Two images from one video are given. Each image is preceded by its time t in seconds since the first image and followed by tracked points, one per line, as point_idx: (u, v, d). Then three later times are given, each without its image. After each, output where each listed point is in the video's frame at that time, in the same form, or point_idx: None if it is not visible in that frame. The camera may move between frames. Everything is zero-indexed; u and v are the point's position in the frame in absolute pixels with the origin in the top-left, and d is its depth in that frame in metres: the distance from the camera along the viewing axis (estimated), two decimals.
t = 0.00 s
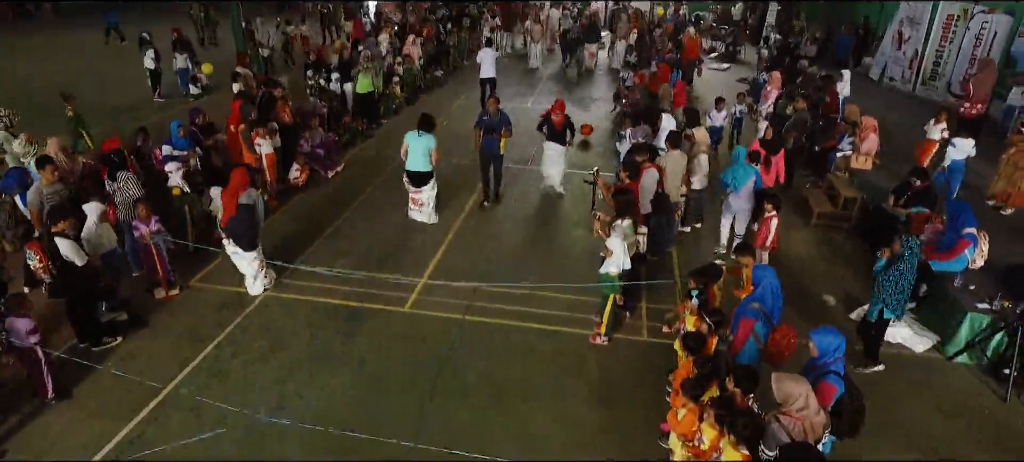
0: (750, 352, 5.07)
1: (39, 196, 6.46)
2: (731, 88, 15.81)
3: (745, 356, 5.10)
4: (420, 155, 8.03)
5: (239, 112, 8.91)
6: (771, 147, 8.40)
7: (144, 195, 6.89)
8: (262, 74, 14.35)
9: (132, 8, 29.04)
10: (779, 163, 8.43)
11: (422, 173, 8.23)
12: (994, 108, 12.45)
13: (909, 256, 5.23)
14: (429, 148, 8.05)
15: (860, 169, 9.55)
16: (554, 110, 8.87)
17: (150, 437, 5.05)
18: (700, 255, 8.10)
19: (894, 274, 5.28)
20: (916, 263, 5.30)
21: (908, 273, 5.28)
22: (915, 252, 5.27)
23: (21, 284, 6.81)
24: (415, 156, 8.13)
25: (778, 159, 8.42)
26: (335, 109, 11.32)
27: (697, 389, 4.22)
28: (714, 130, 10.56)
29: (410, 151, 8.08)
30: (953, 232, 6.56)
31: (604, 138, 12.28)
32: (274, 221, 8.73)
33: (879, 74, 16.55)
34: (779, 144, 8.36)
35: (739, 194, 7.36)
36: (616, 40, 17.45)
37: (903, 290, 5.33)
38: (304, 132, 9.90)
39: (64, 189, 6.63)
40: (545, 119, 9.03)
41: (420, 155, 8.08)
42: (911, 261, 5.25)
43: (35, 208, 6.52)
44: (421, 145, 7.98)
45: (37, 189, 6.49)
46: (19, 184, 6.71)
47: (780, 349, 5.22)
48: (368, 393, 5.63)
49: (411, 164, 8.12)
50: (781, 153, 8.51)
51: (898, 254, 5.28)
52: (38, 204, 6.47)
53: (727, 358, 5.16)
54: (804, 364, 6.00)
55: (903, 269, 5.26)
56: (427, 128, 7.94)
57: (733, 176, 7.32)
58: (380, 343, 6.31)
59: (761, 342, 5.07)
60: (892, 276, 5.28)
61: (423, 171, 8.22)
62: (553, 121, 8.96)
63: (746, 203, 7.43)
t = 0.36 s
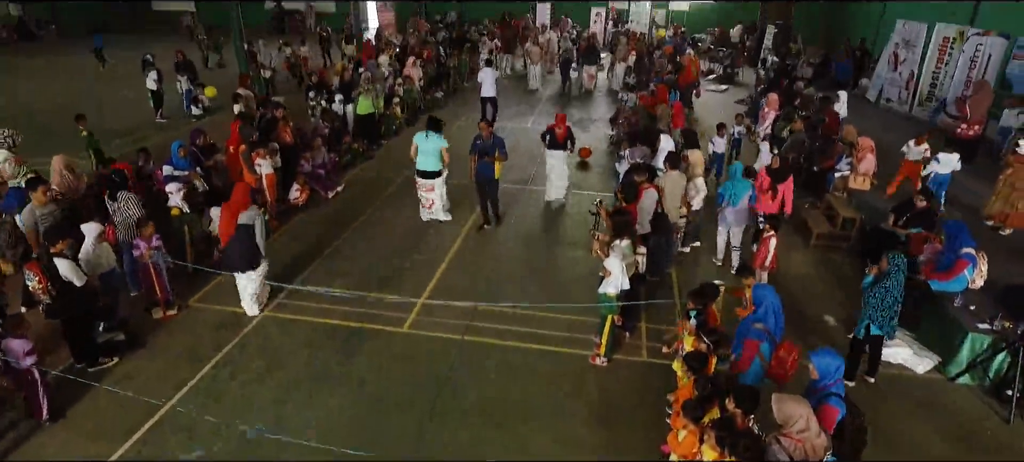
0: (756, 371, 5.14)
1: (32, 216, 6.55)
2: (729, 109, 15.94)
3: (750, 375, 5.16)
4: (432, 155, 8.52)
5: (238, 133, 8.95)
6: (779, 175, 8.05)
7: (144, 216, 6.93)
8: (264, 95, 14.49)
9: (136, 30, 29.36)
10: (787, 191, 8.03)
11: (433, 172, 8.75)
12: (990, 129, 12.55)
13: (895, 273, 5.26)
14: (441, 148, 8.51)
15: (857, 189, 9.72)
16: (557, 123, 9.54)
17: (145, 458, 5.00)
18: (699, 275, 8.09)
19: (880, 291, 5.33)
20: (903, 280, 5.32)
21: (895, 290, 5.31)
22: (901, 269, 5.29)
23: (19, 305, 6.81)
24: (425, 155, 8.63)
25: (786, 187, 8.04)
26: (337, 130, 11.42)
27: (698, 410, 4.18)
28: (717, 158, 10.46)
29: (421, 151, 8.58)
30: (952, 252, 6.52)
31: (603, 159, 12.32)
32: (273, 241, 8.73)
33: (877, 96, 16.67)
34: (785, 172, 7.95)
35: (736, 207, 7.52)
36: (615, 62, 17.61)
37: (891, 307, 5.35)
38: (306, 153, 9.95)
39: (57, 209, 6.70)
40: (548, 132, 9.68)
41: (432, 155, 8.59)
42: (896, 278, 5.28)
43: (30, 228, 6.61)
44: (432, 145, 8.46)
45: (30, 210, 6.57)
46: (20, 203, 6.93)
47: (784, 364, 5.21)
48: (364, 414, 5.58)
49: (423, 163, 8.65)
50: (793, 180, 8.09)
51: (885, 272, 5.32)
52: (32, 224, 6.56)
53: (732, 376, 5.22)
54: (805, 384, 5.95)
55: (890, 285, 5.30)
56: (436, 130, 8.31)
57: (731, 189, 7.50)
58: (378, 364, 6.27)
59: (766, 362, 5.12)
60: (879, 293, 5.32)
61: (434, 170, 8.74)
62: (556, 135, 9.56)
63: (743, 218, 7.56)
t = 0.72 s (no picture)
0: (761, 397, 5.09)
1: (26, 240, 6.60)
2: (727, 130, 16.05)
3: (755, 400, 5.11)
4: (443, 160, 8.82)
5: (240, 155, 9.03)
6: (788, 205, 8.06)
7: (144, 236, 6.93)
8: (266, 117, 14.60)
9: (140, 52, 29.69)
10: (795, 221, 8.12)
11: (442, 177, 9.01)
12: (987, 150, 12.62)
13: (884, 293, 5.32)
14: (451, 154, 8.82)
15: (856, 210, 9.88)
16: (558, 139, 10.26)
17: None
18: (699, 295, 8.07)
19: (867, 310, 5.40)
20: (893, 298, 5.36)
21: (883, 310, 5.36)
22: (891, 289, 5.33)
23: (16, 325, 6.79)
24: (434, 160, 8.90)
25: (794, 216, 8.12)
26: (338, 151, 11.51)
27: (699, 431, 4.16)
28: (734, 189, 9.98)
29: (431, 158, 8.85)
30: (950, 273, 6.62)
31: (603, 180, 12.37)
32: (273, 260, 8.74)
33: (874, 117, 16.77)
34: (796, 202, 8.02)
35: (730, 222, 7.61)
36: (614, 84, 17.78)
37: (879, 327, 5.39)
38: (306, 174, 10.00)
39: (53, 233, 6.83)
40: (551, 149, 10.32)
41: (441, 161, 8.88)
42: (886, 297, 5.33)
43: (27, 251, 6.59)
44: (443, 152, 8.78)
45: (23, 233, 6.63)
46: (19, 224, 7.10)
47: (789, 388, 5.15)
48: (362, 435, 5.53)
49: (433, 168, 8.91)
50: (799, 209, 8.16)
51: (874, 291, 5.39)
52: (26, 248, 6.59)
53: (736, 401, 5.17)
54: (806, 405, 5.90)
55: (877, 304, 5.36)
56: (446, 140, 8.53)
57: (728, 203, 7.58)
58: (376, 384, 6.23)
59: (772, 385, 5.06)
60: (866, 311, 5.38)
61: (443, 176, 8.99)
62: (559, 150, 10.23)
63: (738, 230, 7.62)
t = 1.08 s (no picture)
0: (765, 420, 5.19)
1: (26, 262, 6.57)
2: (727, 152, 16.15)
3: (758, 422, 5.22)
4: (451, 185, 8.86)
5: (242, 177, 9.08)
6: (798, 238, 6.95)
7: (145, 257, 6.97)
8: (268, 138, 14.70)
9: (144, 76, 29.94)
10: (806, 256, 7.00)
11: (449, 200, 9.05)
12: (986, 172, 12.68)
13: (885, 315, 5.35)
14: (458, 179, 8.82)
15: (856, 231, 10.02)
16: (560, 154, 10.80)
17: None
18: (700, 316, 8.05)
19: (867, 332, 5.41)
20: (895, 321, 5.38)
21: (883, 332, 5.36)
22: (891, 310, 5.38)
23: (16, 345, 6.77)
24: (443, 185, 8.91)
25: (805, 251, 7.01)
26: (340, 173, 11.59)
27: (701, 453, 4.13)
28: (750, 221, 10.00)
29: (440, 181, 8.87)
30: (950, 294, 6.57)
31: (603, 201, 12.42)
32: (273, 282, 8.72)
33: (873, 139, 16.85)
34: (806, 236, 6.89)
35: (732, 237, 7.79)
36: (614, 107, 17.94)
37: (880, 349, 5.39)
38: (308, 195, 10.04)
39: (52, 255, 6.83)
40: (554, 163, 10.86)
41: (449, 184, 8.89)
42: (886, 320, 5.36)
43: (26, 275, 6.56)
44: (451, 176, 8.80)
45: (24, 256, 6.60)
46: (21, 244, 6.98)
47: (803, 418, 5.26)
48: (361, 455, 5.48)
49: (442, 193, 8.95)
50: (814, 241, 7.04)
51: (874, 313, 5.42)
52: (27, 270, 6.58)
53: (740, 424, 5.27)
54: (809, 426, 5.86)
55: (877, 326, 5.38)
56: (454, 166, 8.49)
57: (729, 220, 7.83)
58: (375, 405, 6.20)
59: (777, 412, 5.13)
60: (866, 333, 5.39)
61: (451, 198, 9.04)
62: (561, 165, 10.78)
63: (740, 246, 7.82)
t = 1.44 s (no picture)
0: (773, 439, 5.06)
1: (28, 283, 6.61)
2: (727, 172, 16.21)
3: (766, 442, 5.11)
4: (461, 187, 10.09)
5: (244, 197, 9.09)
6: (812, 267, 6.65)
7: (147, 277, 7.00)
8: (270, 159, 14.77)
9: (147, 97, 30.15)
10: (820, 287, 6.69)
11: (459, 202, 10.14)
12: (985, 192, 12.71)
13: (892, 336, 5.38)
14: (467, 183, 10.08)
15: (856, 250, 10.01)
16: (564, 161, 11.11)
17: None
18: (702, 336, 8.03)
19: (874, 354, 5.43)
20: (902, 344, 5.41)
21: (890, 355, 5.39)
22: (898, 332, 5.40)
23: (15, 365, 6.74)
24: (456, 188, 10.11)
25: (819, 281, 6.70)
26: (341, 194, 11.62)
27: None
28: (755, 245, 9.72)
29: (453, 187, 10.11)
30: (952, 313, 6.45)
31: (604, 221, 12.47)
32: (273, 302, 8.69)
33: (872, 160, 16.93)
34: (821, 265, 6.59)
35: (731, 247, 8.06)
36: (614, 128, 18.08)
37: (887, 372, 5.41)
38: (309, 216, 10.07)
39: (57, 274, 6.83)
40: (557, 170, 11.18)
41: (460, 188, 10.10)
42: (893, 342, 5.38)
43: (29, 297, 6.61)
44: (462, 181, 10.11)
45: (24, 276, 6.63)
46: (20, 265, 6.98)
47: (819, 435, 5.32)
48: None
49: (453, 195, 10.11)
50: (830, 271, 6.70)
51: (882, 335, 5.44)
52: (32, 291, 6.62)
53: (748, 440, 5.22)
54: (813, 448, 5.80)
55: (884, 348, 5.40)
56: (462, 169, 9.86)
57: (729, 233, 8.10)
58: (376, 426, 6.14)
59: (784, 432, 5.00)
60: (874, 355, 5.42)
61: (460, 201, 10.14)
62: (565, 171, 11.12)
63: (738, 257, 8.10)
